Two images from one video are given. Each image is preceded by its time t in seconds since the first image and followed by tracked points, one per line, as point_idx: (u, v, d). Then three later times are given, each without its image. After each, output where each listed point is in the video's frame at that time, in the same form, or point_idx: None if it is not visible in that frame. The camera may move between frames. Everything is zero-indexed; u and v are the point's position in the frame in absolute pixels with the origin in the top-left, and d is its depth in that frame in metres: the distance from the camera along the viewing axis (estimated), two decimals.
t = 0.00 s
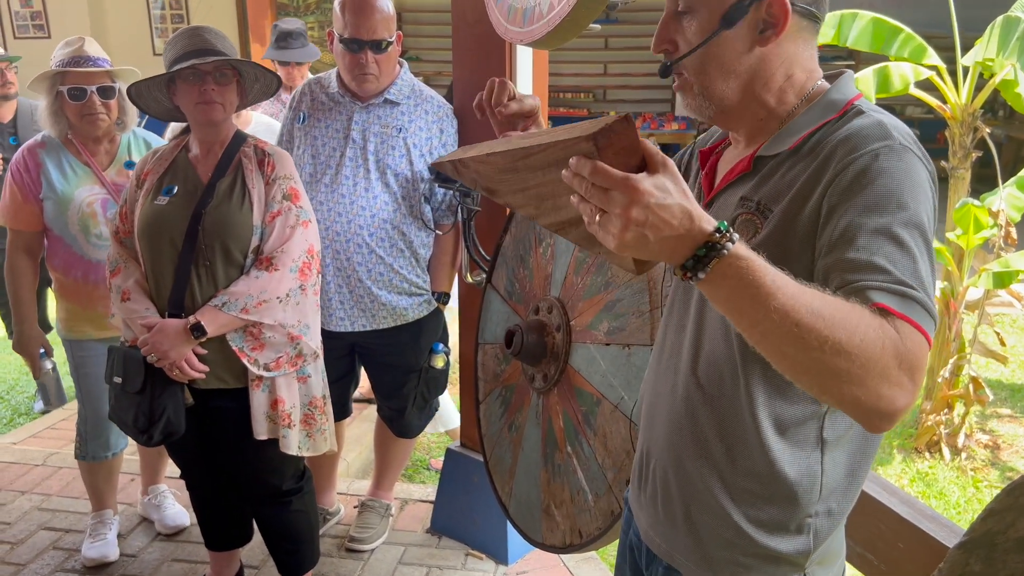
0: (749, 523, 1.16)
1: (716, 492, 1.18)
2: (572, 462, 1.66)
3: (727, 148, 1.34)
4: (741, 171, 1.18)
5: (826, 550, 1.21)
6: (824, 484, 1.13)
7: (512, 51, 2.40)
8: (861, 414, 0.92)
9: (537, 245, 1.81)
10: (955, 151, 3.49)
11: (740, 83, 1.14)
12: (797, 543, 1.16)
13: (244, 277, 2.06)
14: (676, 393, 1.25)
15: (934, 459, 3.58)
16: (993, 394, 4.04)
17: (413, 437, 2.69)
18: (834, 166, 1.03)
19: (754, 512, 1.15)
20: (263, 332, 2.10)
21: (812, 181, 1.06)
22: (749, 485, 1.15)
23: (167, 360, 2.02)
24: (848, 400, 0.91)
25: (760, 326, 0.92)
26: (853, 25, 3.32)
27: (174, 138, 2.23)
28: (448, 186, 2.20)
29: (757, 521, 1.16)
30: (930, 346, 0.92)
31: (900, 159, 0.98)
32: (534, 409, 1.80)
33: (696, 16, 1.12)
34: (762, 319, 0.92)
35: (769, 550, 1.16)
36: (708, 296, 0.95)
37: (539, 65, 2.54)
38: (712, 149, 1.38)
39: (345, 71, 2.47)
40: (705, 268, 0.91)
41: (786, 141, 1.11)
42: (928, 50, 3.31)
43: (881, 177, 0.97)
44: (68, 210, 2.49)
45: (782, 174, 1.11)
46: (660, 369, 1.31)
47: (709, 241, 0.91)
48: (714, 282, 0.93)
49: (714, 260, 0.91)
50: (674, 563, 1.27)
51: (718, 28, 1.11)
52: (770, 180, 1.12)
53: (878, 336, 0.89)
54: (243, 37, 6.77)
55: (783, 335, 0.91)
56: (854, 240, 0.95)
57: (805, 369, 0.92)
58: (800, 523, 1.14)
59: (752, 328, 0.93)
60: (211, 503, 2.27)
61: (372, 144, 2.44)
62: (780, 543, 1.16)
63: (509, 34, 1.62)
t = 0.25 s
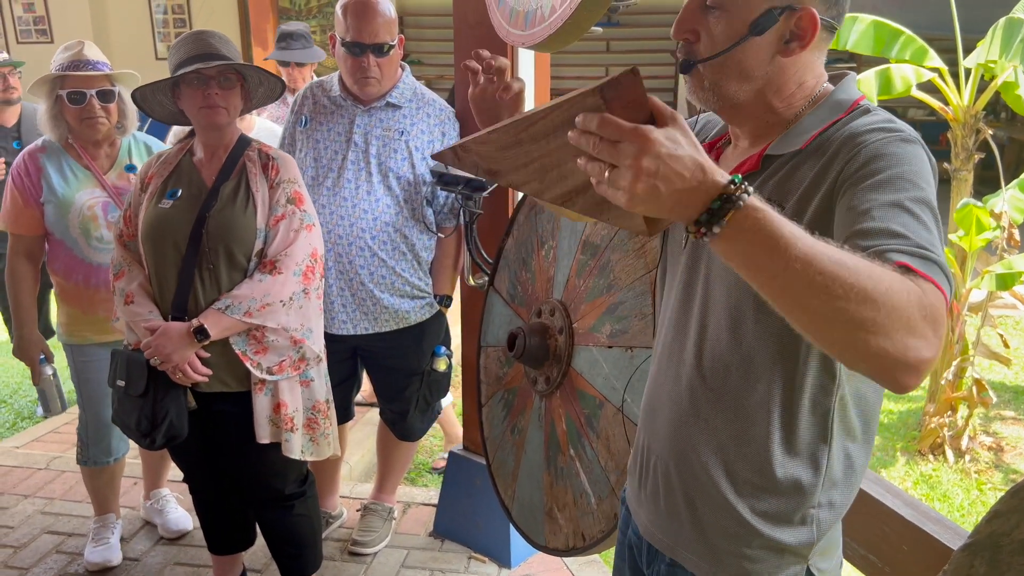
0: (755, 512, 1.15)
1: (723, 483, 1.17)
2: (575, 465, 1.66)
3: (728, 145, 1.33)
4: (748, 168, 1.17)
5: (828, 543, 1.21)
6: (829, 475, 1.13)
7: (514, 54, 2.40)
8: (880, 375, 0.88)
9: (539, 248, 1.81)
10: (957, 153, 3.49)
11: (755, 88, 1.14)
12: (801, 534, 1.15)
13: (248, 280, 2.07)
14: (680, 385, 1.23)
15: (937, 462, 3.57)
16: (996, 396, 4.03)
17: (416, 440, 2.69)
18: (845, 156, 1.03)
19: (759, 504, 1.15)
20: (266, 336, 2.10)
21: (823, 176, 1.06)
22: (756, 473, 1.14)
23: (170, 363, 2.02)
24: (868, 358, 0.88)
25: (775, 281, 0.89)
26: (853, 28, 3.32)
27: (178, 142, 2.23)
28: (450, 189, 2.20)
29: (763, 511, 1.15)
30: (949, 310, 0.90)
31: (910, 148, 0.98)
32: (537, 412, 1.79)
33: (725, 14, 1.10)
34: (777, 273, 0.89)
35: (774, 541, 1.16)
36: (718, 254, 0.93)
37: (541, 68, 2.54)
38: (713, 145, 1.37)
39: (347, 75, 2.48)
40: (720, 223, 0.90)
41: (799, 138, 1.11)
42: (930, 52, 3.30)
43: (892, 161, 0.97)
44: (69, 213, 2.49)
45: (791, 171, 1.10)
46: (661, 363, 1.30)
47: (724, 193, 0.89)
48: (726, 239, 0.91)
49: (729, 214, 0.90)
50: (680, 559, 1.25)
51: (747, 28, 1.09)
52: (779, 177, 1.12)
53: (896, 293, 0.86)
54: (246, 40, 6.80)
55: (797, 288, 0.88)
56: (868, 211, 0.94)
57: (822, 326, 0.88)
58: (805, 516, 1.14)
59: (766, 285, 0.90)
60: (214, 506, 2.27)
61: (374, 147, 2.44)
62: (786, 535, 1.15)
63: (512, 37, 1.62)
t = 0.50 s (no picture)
0: (764, 491, 1.11)
1: (728, 452, 1.14)
2: (578, 469, 1.66)
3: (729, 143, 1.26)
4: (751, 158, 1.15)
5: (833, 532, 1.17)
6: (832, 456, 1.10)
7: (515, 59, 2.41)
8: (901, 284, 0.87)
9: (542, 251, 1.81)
10: (960, 155, 3.49)
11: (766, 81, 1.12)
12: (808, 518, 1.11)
13: (250, 284, 2.07)
14: (682, 365, 1.21)
15: (941, 465, 3.56)
16: (999, 399, 4.02)
17: (418, 444, 2.69)
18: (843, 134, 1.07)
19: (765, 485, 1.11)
20: (268, 339, 2.10)
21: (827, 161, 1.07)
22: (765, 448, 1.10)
23: (173, 367, 2.03)
24: (887, 262, 0.87)
25: (790, 188, 0.89)
26: (855, 30, 3.35)
27: (182, 147, 2.24)
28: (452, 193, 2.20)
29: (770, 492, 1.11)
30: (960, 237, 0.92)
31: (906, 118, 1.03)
32: (540, 415, 1.79)
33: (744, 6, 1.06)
34: (791, 177, 0.89)
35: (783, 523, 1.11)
36: (726, 169, 0.92)
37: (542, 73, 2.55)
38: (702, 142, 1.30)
39: (349, 79, 2.48)
40: (733, 128, 0.89)
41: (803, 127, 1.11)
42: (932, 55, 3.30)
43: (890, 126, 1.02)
44: (72, 219, 2.50)
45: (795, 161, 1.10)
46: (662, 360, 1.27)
47: (731, 99, 0.90)
48: (737, 149, 0.90)
49: (737, 120, 0.89)
50: (689, 553, 1.19)
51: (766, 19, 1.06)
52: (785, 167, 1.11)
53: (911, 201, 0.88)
54: (248, 45, 6.81)
55: (812, 194, 0.88)
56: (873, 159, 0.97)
57: (839, 230, 0.87)
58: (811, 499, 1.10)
59: (780, 196, 0.90)
60: (217, 510, 2.27)
61: (376, 151, 2.45)
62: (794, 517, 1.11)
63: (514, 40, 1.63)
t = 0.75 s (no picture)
0: (780, 477, 1.10)
1: (739, 438, 1.13)
2: (579, 473, 1.66)
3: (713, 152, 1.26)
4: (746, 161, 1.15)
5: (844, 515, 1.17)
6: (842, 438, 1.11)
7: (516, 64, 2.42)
8: (920, 227, 0.85)
9: (543, 256, 1.82)
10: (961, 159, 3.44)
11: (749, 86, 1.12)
12: (823, 501, 1.11)
13: (252, 289, 2.08)
14: (685, 365, 1.20)
15: (943, 468, 3.56)
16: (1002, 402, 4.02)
17: (420, 448, 2.70)
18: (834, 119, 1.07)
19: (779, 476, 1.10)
20: (270, 344, 2.11)
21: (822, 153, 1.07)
22: (777, 434, 1.09)
23: (175, 372, 2.03)
24: (903, 206, 0.85)
25: (795, 147, 0.88)
26: (857, 34, 3.37)
27: (184, 152, 2.25)
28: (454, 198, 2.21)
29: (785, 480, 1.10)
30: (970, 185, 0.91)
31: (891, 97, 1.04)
32: (541, 420, 1.80)
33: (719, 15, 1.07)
34: (795, 136, 0.88)
35: (800, 509, 1.10)
36: (728, 139, 0.91)
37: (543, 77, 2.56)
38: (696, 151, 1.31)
39: (351, 84, 2.49)
40: (732, 98, 0.88)
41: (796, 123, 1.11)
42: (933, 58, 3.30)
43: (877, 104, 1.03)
44: (77, 226, 2.51)
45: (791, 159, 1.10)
46: (663, 367, 1.26)
47: (726, 74, 0.89)
48: (738, 117, 0.89)
49: (735, 93, 0.89)
50: (704, 554, 1.17)
51: (740, 22, 1.06)
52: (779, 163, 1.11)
53: (913, 149, 0.87)
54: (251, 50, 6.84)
55: (818, 150, 0.87)
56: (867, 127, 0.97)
57: (850, 181, 0.86)
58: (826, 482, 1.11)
59: (787, 157, 0.89)
60: (219, 514, 2.28)
61: (378, 156, 2.46)
62: (812, 501, 1.10)
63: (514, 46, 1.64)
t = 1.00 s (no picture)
0: (782, 471, 1.10)
1: (741, 432, 1.13)
2: (581, 476, 1.66)
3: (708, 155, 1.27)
4: (741, 163, 1.15)
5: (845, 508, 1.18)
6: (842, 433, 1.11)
7: (518, 67, 2.43)
8: (941, 204, 0.86)
9: (544, 259, 1.82)
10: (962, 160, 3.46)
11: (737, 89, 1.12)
12: (823, 496, 1.12)
13: (253, 293, 2.08)
14: (685, 361, 1.20)
15: (946, 471, 3.55)
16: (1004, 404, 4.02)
17: (423, 451, 2.70)
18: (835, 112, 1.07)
19: (780, 471, 1.10)
20: (270, 348, 2.11)
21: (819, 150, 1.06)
22: (778, 426, 1.09)
23: (176, 375, 2.04)
24: (926, 184, 0.85)
25: (819, 126, 0.87)
26: (859, 36, 3.37)
27: (186, 156, 2.26)
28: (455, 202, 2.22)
29: (786, 474, 1.10)
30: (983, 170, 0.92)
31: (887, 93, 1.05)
32: (543, 422, 1.80)
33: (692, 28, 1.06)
34: (817, 117, 0.87)
35: (801, 503, 1.11)
36: (747, 124, 0.89)
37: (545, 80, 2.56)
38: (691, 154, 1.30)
39: (352, 87, 2.50)
40: (750, 82, 0.87)
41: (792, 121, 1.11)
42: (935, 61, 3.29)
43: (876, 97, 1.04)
44: (83, 230, 2.52)
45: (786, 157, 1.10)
46: (663, 364, 1.26)
47: (743, 59, 0.87)
48: (758, 101, 0.88)
49: (752, 78, 0.87)
50: (706, 549, 1.17)
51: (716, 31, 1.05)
52: (775, 162, 1.11)
53: (926, 132, 0.88)
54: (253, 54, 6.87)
55: (839, 130, 0.87)
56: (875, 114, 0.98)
57: (873, 161, 0.86)
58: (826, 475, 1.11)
59: (810, 137, 0.87)
60: (221, 517, 2.28)
61: (380, 160, 2.46)
62: (812, 494, 1.11)
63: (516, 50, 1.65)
